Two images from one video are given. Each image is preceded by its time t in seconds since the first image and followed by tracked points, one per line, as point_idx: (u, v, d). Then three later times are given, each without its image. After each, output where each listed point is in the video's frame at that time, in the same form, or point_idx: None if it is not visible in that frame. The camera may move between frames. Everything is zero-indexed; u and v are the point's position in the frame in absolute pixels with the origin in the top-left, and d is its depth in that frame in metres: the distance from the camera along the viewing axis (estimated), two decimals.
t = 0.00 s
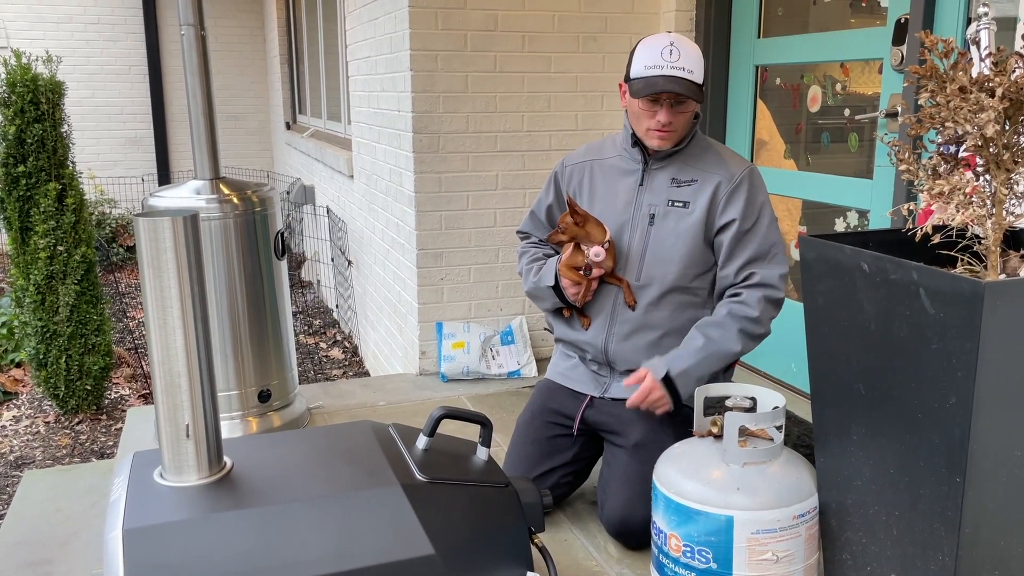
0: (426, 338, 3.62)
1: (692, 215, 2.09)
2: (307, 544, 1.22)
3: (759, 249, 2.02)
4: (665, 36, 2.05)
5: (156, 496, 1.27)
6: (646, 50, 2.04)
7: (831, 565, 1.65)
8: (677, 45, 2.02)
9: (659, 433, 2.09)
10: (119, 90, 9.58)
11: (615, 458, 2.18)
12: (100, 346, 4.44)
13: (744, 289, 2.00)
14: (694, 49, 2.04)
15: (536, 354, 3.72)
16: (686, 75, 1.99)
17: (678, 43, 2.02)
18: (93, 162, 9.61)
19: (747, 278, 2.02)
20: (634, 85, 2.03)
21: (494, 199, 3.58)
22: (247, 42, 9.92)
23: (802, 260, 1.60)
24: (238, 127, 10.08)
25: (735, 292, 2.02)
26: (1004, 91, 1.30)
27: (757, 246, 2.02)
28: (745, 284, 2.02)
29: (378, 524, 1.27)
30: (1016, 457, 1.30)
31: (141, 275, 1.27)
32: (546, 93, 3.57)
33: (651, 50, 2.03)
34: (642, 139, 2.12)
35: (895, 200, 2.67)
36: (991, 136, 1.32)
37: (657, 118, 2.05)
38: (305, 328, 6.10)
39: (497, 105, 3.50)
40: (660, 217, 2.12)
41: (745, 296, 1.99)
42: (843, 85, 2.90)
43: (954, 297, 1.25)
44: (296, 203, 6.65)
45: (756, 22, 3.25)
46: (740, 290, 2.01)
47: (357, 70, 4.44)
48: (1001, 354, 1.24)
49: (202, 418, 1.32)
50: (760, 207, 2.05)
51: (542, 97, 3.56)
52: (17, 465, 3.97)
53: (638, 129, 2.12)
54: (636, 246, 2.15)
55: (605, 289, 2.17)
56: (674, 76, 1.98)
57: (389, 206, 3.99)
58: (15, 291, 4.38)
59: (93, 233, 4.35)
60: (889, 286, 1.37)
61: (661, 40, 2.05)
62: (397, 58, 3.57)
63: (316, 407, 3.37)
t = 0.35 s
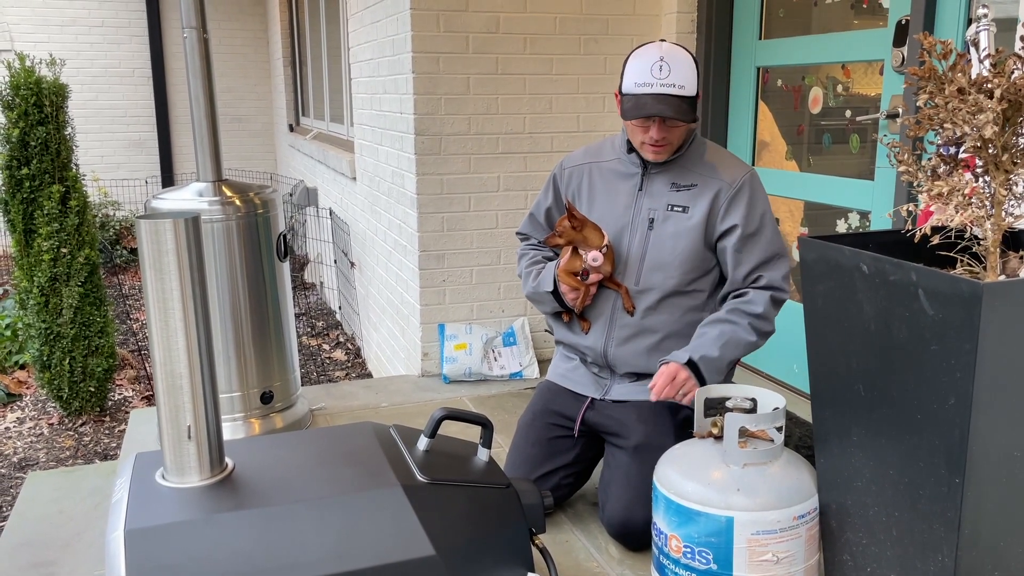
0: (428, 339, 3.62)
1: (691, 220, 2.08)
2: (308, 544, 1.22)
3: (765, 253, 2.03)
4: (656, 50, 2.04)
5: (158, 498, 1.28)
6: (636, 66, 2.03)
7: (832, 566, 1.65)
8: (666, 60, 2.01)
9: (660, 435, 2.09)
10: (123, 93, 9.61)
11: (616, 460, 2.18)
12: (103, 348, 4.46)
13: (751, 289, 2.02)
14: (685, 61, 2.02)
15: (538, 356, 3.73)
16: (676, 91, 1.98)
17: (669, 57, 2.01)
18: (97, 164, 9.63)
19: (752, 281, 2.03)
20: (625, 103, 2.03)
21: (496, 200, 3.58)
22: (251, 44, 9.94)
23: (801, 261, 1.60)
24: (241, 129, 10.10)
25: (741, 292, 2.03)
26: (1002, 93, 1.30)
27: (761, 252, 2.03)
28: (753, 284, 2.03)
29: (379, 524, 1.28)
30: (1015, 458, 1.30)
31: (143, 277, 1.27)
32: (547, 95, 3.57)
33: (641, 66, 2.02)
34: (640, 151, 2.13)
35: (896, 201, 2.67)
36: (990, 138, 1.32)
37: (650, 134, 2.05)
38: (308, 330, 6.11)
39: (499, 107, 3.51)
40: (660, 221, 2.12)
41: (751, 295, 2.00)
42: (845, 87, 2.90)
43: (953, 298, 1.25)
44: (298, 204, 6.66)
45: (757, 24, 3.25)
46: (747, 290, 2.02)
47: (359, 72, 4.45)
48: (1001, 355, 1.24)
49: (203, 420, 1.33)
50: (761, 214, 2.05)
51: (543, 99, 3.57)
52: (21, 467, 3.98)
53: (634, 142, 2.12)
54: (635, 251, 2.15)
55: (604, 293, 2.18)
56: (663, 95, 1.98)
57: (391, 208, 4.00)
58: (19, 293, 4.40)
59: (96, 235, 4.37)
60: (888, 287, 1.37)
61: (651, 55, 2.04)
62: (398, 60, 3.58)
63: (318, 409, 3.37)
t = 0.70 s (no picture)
0: (404, 337, 3.61)
1: (665, 194, 2.11)
2: (278, 542, 1.21)
3: (739, 213, 2.11)
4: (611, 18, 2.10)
5: (126, 496, 1.25)
6: (593, 28, 2.09)
7: (805, 555, 1.66)
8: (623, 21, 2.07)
9: (634, 429, 2.10)
10: (93, 91, 9.48)
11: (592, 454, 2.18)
12: (74, 349, 4.39)
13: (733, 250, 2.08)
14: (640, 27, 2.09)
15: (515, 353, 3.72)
16: (635, 45, 2.03)
17: (625, 18, 2.08)
18: (68, 164, 9.50)
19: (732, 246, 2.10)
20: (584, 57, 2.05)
21: (472, 196, 3.57)
22: (224, 42, 9.84)
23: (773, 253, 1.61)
24: (215, 128, 10.00)
25: (720, 252, 2.09)
26: (968, 83, 1.31)
27: (735, 214, 2.10)
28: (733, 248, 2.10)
29: (351, 521, 1.26)
30: (982, 445, 1.31)
31: (108, 272, 1.25)
32: (522, 91, 3.57)
33: (599, 26, 2.07)
34: (598, 117, 2.13)
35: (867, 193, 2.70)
36: (956, 127, 1.33)
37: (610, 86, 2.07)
38: (283, 329, 6.06)
39: (473, 103, 3.50)
40: (634, 202, 2.13)
41: (734, 254, 2.07)
42: (817, 82, 2.92)
43: (921, 287, 1.26)
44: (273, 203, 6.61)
45: (730, 19, 3.27)
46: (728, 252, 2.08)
47: (332, 68, 4.42)
48: (967, 343, 1.25)
49: (172, 418, 1.31)
50: (730, 179, 2.12)
51: (518, 95, 3.56)
52: None
53: (592, 104, 2.13)
54: (614, 234, 2.14)
55: (585, 276, 2.17)
56: (622, 44, 2.02)
57: (366, 205, 3.97)
58: None
59: (65, 235, 4.30)
60: (857, 277, 1.38)
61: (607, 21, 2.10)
62: (372, 56, 3.56)
63: (293, 407, 3.34)
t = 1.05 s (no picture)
0: (401, 338, 3.61)
1: (658, 204, 2.11)
2: (274, 544, 1.20)
3: (730, 224, 2.12)
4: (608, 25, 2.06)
5: (121, 499, 1.25)
6: (590, 35, 2.05)
7: (801, 557, 1.66)
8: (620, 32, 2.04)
9: (631, 431, 2.10)
10: (91, 93, 9.47)
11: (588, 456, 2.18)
12: (70, 350, 4.38)
13: (721, 268, 2.07)
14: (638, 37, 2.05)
15: (512, 354, 3.72)
16: (629, 56, 1.98)
17: (622, 28, 2.03)
18: (65, 166, 9.49)
19: (718, 261, 2.09)
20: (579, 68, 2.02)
21: (469, 198, 3.57)
22: (221, 43, 9.83)
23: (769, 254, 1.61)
24: (212, 129, 10.00)
25: (710, 270, 2.08)
26: (963, 84, 1.31)
27: (723, 226, 2.10)
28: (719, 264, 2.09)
29: (347, 523, 1.26)
30: (978, 446, 1.31)
31: (104, 275, 1.25)
32: (519, 92, 3.57)
33: (595, 34, 2.04)
34: (592, 128, 2.12)
35: (863, 195, 2.70)
36: (951, 128, 1.33)
37: (604, 99, 2.05)
38: (281, 331, 6.06)
39: (470, 104, 3.50)
40: (627, 211, 2.13)
41: (720, 273, 2.05)
42: (813, 83, 2.93)
43: (916, 288, 1.26)
44: (270, 205, 6.61)
45: (726, 21, 3.27)
46: (717, 271, 2.06)
47: (329, 70, 4.42)
48: (963, 345, 1.25)
49: (168, 421, 1.30)
50: (722, 190, 2.12)
51: (515, 96, 3.56)
52: None
53: (587, 115, 2.12)
54: (607, 244, 2.14)
55: (579, 285, 2.17)
56: (617, 57, 1.98)
57: (363, 206, 3.97)
58: None
59: (62, 237, 4.30)
60: (853, 279, 1.39)
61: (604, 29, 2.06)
62: (369, 57, 3.56)
63: (290, 409, 3.34)
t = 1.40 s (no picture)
0: (399, 340, 3.61)
1: (650, 220, 2.10)
2: (273, 547, 1.21)
3: (718, 241, 2.12)
4: (613, 53, 1.95)
5: (120, 501, 1.25)
6: (595, 68, 1.94)
7: (798, 559, 1.66)
8: (626, 63, 1.94)
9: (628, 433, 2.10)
10: (89, 95, 9.47)
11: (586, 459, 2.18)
12: (69, 353, 4.38)
13: (703, 285, 2.07)
14: (643, 65, 1.97)
15: (510, 356, 3.72)
16: (638, 97, 1.92)
17: (629, 60, 1.94)
18: (63, 167, 9.49)
19: (703, 277, 2.09)
20: (585, 107, 1.94)
21: (467, 201, 3.58)
22: (220, 45, 9.84)
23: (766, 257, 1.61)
24: (211, 131, 10.00)
25: (692, 285, 2.08)
26: (958, 88, 1.32)
27: (710, 241, 2.10)
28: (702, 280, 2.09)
29: (345, 525, 1.26)
30: (974, 448, 1.32)
31: (103, 278, 1.25)
32: (517, 94, 3.57)
33: (601, 69, 1.93)
34: (593, 156, 2.08)
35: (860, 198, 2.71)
36: (947, 132, 1.34)
37: (610, 139, 1.98)
38: (279, 333, 6.06)
39: (468, 107, 3.50)
40: (619, 226, 2.11)
41: (702, 291, 2.05)
42: (811, 86, 2.94)
43: (912, 291, 1.27)
44: (268, 207, 6.62)
45: (724, 24, 3.28)
46: (698, 286, 2.07)
47: (328, 72, 4.43)
48: (959, 348, 1.26)
49: (167, 423, 1.31)
50: (710, 206, 2.12)
51: (513, 99, 3.57)
52: None
53: (588, 143, 2.06)
54: (597, 258, 2.13)
55: (570, 300, 2.17)
56: (627, 100, 1.91)
57: (361, 209, 3.98)
58: None
59: (61, 239, 4.30)
60: (849, 282, 1.39)
61: (609, 58, 1.95)
62: (367, 60, 3.56)
63: (288, 412, 3.34)
